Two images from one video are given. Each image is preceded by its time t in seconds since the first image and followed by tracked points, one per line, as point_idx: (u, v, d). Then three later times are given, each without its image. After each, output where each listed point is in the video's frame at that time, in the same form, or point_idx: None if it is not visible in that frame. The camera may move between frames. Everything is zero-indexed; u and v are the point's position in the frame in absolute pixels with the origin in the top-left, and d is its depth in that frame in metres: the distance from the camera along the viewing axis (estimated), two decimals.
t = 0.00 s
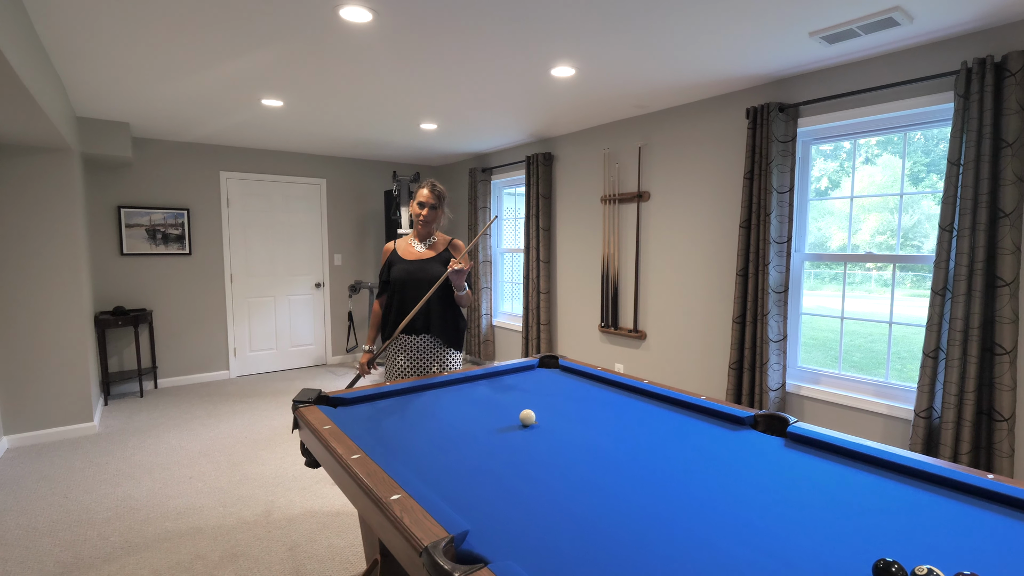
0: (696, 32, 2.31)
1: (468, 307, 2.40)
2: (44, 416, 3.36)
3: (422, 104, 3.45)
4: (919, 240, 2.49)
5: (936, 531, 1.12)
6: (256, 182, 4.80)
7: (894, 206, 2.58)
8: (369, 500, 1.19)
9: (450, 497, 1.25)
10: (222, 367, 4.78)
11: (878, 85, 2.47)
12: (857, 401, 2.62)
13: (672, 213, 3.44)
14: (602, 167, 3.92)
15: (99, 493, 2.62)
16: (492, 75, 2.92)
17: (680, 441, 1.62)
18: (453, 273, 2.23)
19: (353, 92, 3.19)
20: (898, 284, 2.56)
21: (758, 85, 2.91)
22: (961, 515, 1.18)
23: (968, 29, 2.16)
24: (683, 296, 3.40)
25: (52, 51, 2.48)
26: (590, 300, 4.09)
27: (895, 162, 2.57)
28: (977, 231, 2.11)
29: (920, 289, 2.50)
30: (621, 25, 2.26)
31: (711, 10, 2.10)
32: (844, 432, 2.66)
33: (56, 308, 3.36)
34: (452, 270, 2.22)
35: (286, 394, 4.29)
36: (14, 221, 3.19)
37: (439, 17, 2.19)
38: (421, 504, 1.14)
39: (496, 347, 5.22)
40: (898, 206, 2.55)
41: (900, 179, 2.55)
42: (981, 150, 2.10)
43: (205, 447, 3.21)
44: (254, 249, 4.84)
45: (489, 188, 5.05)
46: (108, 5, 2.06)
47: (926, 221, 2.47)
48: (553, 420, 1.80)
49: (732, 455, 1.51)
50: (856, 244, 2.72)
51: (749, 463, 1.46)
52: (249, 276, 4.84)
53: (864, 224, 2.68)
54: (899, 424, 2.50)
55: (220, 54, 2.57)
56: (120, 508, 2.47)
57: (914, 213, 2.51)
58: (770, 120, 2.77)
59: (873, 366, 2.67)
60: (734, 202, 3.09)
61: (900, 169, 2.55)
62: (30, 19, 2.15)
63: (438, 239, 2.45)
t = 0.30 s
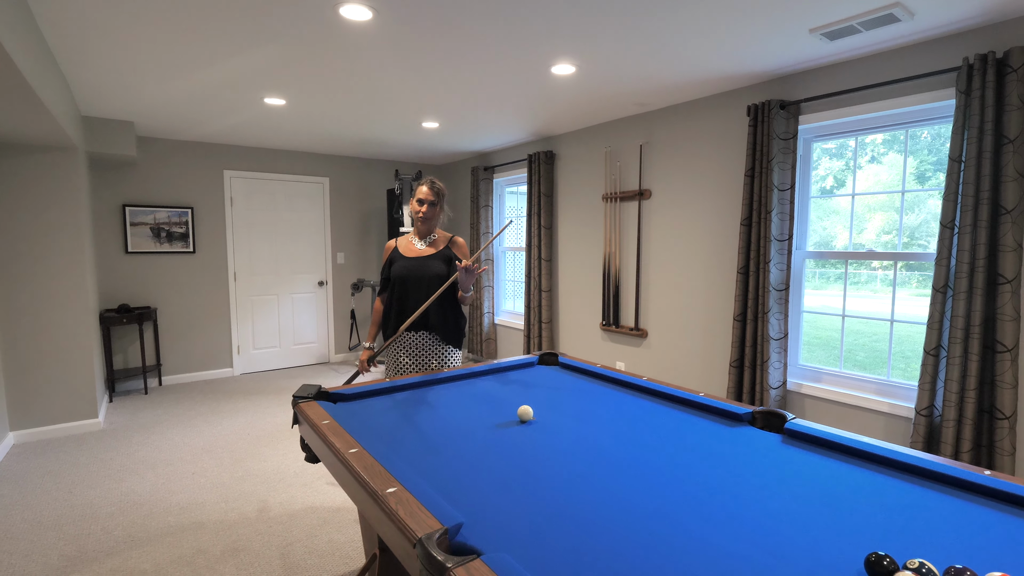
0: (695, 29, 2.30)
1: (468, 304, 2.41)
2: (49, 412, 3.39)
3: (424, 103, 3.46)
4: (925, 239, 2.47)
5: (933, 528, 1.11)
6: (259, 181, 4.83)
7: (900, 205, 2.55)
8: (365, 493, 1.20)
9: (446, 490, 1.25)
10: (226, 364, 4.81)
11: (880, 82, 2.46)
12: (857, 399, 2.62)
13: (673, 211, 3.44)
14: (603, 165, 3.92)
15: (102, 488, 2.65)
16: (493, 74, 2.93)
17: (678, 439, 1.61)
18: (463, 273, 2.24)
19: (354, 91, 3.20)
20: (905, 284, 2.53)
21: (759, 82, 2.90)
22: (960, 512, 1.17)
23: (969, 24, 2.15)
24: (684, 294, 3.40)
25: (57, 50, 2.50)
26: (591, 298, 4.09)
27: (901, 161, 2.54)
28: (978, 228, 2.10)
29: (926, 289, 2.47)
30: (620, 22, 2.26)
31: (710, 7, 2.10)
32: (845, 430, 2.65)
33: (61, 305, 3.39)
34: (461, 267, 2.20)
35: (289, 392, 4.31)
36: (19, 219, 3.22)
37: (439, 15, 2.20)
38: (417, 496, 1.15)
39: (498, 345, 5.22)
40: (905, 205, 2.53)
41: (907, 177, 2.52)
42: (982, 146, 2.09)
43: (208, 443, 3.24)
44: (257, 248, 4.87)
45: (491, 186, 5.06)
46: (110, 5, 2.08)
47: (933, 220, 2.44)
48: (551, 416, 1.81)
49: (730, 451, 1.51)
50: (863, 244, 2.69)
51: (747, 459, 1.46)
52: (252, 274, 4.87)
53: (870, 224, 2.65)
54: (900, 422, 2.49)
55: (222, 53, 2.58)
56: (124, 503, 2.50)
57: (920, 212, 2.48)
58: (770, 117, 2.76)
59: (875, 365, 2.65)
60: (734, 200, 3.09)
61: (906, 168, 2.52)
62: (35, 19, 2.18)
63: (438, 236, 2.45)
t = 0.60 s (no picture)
0: (694, 27, 2.31)
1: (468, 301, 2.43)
2: (54, 409, 3.43)
3: (424, 102, 3.47)
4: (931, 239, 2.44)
5: (924, 521, 1.11)
6: (262, 180, 4.86)
7: (905, 205, 2.53)
8: (361, 485, 1.21)
9: (439, 483, 1.27)
10: (229, 362, 4.84)
11: (878, 80, 2.46)
12: (856, 397, 2.62)
13: (673, 210, 3.44)
14: (604, 163, 3.93)
15: (105, 484, 2.67)
16: (492, 72, 2.93)
17: (673, 434, 1.61)
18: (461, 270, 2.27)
19: (355, 90, 3.22)
20: (911, 283, 2.50)
21: (758, 81, 2.91)
22: (954, 506, 1.17)
23: (968, 22, 2.15)
24: (684, 292, 3.41)
25: (60, 50, 2.53)
26: (592, 297, 4.10)
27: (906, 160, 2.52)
28: (976, 226, 2.10)
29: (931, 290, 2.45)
30: (618, 21, 2.27)
31: (707, 5, 2.10)
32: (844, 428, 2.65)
33: (65, 303, 3.43)
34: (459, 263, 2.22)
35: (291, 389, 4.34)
36: (24, 218, 3.26)
37: (437, 14, 2.22)
38: (410, 488, 1.16)
39: (499, 344, 5.24)
40: (908, 205, 2.51)
41: (912, 177, 2.50)
42: (980, 144, 2.09)
43: (210, 440, 3.26)
44: (260, 246, 4.90)
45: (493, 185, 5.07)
46: (112, 5, 2.10)
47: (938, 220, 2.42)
48: (547, 412, 1.82)
49: (724, 446, 1.51)
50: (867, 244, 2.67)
51: (740, 454, 1.46)
52: (255, 273, 4.90)
53: (875, 223, 2.63)
54: (898, 420, 2.49)
55: (223, 52, 2.60)
56: (126, 498, 2.53)
57: (926, 212, 2.45)
58: (769, 116, 2.77)
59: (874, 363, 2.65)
60: (734, 198, 3.09)
61: (911, 168, 2.51)
62: (39, 19, 2.20)
63: (437, 233, 2.46)
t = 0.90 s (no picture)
0: (689, 26, 2.32)
1: (465, 298, 2.44)
2: (57, 406, 3.47)
3: (423, 101, 3.49)
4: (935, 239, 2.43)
5: (912, 514, 1.11)
6: (263, 179, 4.89)
7: (909, 205, 2.52)
8: (353, 477, 1.23)
9: (431, 475, 1.28)
10: (230, 361, 4.88)
11: (874, 78, 2.47)
12: (852, 395, 2.63)
13: (672, 209, 3.45)
14: (603, 163, 3.94)
15: (106, 480, 2.70)
16: (490, 72, 2.95)
17: (667, 428, 1.62)
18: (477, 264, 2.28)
19: (354, 89, 3.24)
20: (916, 283, 2.48)
21: (756, 79, 2.91)
22: (942, 499, 1.17)
23: (963, 21, 2.15)
24: (682, 290, 3.42)
25: (62, 51, 2.56)
26: (591, 295, 4.11)
27: (910, 160, 2.51)
28: (970, 223, 2.10)
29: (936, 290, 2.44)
30: (614, 20, 2.28)
31: (702, 4, 2.11)
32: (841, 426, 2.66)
33: (67, 301, 3.46)
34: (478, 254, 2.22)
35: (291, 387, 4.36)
36: (27, 217, 3.29)
37: (434, 14, 2.23)
38: (403, 481, 1.18)
39: (500, 343, 5.25)
40: (911, 205, 2.50)
41: (916, 178, 2.49)
42: (975, 142, 2.09)
43: (210, 437, 3.29)
44: (261, 245, 4.93)
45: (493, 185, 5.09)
46: (112, 6, 2.12)
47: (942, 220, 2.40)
48: (541, 407, 1.82)
49: (715, 440, 1.51)
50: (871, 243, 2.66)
51: (731, 447, 1.46)
52: (256, 272, 4.93)
53: (878, 224, 2.62)
54: (895, 417, 2.50)
55: (223, 52, 2.63)
56: (126, 493, 2.55)
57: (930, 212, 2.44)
58: (766, 115, 2.78)
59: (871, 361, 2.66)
60: (731, 197, 3.10)
61: (915, 168, 2.50)
62: (41, 19, 2.22)
63: (434, 231, 2.48)
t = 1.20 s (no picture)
0: (684, 25, 2.33)
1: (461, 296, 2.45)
2: (58, 403, 3.50)
3: (421, 100, 3.51)
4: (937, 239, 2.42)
5: (896, 506, 1.12)
6: (263, 178, 4.91)
7: (911, 204, 2.50)
8: (346, 470, 1.25)
9: (422, 467, 1.30)
10: (231, 359, 4.90)
11: (869, 77, 2.48)
12: (847, 392, 2.64)
13: (669, 207, 3.46)
14: (601, 161, 3.95)
15: (107, 476, 2.73)
16: (488, 71, 2.96)
17: (659, 423, 1.63)
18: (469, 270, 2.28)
19: (353, 89, 3.26)
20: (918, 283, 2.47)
21: (752, 78, 2.92)
22: (928, 492, 1.18)
23: (957, 19, 2.16)
24: (680, 288, 3.43)
25: (63, 51, 2.58)
26: (589, 294, 4.13)
27: (913, 160, 2.50)
28: (964, 221, 2.11)
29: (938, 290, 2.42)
30: (609, 19, 2.30)
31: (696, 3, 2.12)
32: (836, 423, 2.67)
33: (69, 299, 3.49)
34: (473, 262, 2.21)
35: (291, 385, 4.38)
36: (28, 215, 3.32)
37: (430, 13, 2.25)
38: (394, 474, 1.20)
39: (499, 342, 5.27)
40: (913, 205, 2.49)
41: (917, 178, 2.48)
42: (968, 140, 2.10)
43: (210, 434, 3.31)
44: (262, 244, 4.96)
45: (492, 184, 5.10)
46: (112, 6, 2.15)
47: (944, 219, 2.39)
48: (535, 403, 1.84)
49: (705, 435, 1.52)
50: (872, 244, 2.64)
51: (721, 442, 1.47)
52: (257, 270, 4.96)
53: (881, 223, 2.60)
54: (889, 415, 2.51)
55: (222, 52, 2.65)
56: (126, 489, 2.57)
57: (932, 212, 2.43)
58: (762, 113, 2.78)
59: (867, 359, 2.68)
60: (728, 196, 3.11)
61: (917, 168, 2.48)
62: (41, 19, 2.24)
63: (429, 229, 2.49)
